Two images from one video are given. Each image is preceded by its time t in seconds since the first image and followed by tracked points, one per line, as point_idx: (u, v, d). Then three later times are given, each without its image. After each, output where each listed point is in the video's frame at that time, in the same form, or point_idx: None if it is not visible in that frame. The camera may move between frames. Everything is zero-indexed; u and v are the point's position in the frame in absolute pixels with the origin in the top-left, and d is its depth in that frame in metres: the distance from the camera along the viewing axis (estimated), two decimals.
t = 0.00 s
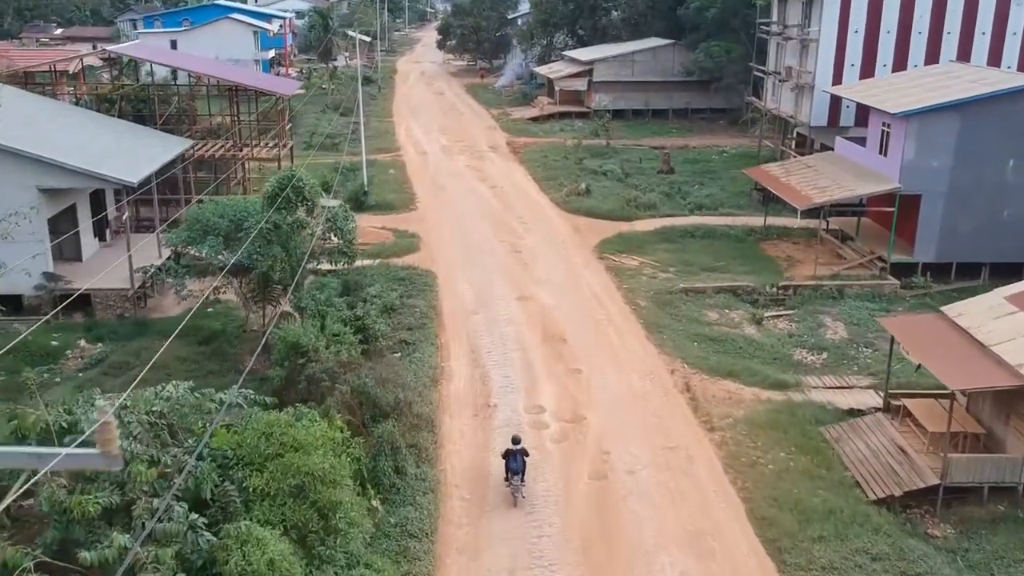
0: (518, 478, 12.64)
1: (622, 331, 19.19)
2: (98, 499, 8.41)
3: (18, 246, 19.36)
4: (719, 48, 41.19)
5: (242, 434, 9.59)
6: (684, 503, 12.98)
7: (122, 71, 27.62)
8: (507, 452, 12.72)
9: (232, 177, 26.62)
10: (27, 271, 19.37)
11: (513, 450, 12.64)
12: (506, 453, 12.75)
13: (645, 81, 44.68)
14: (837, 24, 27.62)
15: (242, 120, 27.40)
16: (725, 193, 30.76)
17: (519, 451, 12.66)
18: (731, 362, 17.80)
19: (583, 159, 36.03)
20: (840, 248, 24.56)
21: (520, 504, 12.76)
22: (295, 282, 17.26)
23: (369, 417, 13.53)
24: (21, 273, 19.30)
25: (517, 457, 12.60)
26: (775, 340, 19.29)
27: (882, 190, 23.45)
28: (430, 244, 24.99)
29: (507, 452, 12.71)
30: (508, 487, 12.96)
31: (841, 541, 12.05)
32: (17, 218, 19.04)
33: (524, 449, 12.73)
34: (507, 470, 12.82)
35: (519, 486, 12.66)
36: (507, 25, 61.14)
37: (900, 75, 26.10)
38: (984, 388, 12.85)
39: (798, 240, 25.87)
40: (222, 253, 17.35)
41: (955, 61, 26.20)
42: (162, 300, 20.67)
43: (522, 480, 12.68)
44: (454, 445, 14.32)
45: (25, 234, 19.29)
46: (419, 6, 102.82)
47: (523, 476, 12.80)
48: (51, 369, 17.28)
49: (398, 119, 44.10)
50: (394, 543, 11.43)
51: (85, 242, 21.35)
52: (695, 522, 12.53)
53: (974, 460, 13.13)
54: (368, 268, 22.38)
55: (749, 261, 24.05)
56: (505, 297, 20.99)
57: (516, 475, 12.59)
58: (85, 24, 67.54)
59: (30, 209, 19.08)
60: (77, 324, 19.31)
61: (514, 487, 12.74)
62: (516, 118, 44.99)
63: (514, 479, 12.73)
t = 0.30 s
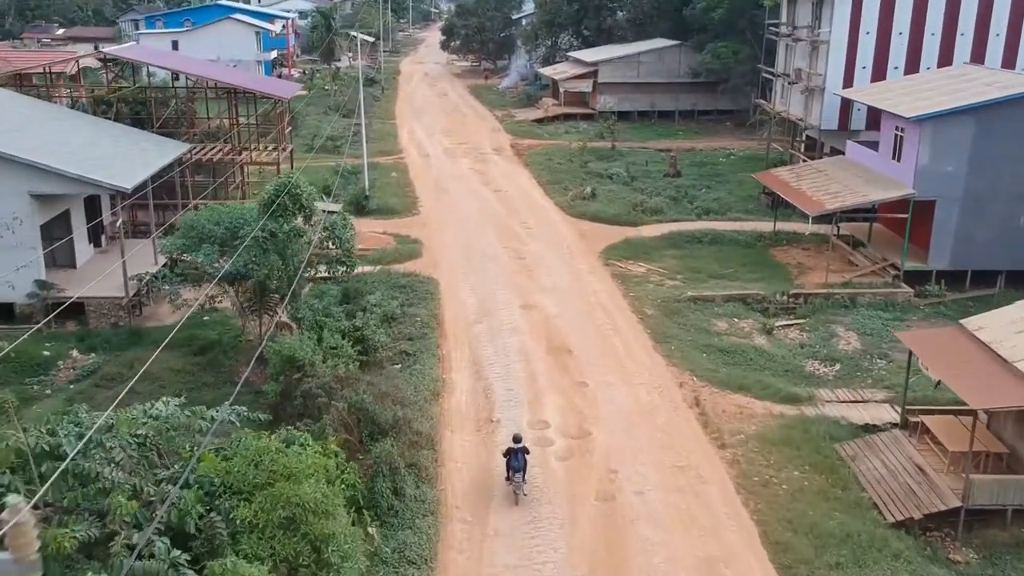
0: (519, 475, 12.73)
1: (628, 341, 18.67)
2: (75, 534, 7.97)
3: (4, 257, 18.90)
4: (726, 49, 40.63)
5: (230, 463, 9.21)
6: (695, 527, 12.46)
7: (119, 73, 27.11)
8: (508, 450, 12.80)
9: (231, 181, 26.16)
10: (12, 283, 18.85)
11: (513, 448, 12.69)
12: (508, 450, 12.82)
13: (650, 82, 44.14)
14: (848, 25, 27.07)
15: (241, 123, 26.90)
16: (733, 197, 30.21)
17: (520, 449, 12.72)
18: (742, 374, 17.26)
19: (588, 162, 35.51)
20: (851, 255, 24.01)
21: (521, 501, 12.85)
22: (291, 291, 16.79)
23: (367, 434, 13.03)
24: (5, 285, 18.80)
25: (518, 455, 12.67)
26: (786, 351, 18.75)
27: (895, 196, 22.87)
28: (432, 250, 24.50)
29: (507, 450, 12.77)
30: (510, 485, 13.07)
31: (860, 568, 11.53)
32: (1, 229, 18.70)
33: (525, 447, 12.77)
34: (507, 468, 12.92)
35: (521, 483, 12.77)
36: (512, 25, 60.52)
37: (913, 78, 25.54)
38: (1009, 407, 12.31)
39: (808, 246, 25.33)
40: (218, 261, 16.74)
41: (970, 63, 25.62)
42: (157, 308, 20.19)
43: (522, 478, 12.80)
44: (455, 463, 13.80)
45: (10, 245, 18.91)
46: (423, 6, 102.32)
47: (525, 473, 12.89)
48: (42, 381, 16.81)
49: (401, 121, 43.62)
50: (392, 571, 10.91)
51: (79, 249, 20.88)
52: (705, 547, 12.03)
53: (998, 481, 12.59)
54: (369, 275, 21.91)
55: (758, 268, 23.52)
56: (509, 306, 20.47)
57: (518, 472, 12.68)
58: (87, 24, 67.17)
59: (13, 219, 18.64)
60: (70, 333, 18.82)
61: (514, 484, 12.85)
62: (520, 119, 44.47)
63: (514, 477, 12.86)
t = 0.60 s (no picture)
0: (519, 476, 12.77)
1: (634, 352, 18.14)
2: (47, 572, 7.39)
3: None
4: (732, 49, 40.09)
5: (215, 493, 8.74)
6: (705, 552, 11.93)
7: (114, 75, 26.63)
8: (509, 450, 12.84)
9: (228, 185, 25.68)
10: None
11: (514, 449, 12.74)
12: (509, 450, 12.86)
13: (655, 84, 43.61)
14: (858, 26, 26.52)
15: (239, 127, 26.41)
16: (740, 202, 29.66)
17: (521, 450, 12.76)
18: (751, 387, 16.72)
19: (592, 164, 34.99)
20: (862, 262, 23.46)
21: (521, 502, 12.86)
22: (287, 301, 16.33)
23: (363, 453, 12.62)
24: None
25: (519, 455, 12.71)
26: (797, 362, 18.22)
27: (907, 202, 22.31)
28: (433, 256, 23.98)
29: (508, 450, 12.82)
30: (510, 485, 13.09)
31: None
32: None
33: (526, 448, 12.81)
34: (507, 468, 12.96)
35: (521, 484, 12.80)
36: (514, 26, 59.88)
37: (925, 80, 24.99)
38: None
39: (818, 253, 24.78)
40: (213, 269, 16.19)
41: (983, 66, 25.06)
42: (150, 317, 19.70)
43: (523, 479, 12.83)
44: (455, 483, 13.28)
45: None
46: (425, 6, 101.95)
47: (525, 474, 12.92)
48: (31, 394, 16.28)
49: (403, 123, 43.14)
50: None
51: (72, 255, 20.42)
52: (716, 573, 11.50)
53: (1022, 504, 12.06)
54: (368, 283, 21.41)
55: (767, 275, 22.98)
56: (511, 314, 19.94)
57: (518, 473, 12.71)
58: (88, 25, 66.72)
59: None
60: (61, 343, 18.30)
61: (514, 485, 12.86)
62: (523, 121, 43.95)
63: (515, 477, 12.88)
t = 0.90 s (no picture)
0: (519, 475, 12.80)
1: (639, 365, 17.60)
2: None
3: None
4: (737, 52, 39.56)
5: (196, 529, 8.24)
6: None
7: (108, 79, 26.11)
8: (508, 449, 12.85)
9: (224, 191, 25.18)
10: None
11: (514, 448, 12.75)
12: (509, 449, 12.88)
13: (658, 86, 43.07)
14: (867, 29, 25.98)
15: (235, 131, 25.91)
16: (746, 207, 29.10)
17: (520, 449, 12.77)
18: (761, 402, 16.17)
19: (595, 169, 34.44)
20: (871, 270, 22.91)
21: (521, 500, 12.90)
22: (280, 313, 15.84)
23: (357, 475, 12.10)
24: None
25: (519, 454, 12.72)
26: (806, 375, 17.67)
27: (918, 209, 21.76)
28: (433, 264, 23.45)
29: (507, 449, 12.83)
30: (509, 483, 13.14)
31: None
32: None
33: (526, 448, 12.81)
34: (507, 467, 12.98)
35: (520, 482, 12.84)
36: (516, 28, 59.00)
37: (936, 84, 24.45)
38: None
39: (826, 260, 24.24)
40: (206, 278, 15.54)
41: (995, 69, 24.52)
42: (142, 327, 19.19)
43: (523, 477, 12.86)
44: (454, 505, 12.74)
45: None
46: (427, 7, 101.48)
47: (525, 472, 12.94)
48: (17, 409, 15.74)
49: (404, 125, 42.62)
50: None
51: (63, 263, 19.92)
52: None
53: None
54: (366, 292, 20.90)
55: (775, 283, 22.43)
56: (513, 325, 19.40)
57: (518, 472, 12.74)
58: (87, 26, 66.13)
59: None
60: (49, 354, 17.77)
61: (514, 483, 12.92)
62: (525, 124, 43.40)
63: (514, 476, 12.90)
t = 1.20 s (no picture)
0: (518, 474, 12.88)
1: (645, 378, 17.06)
2: None
3: None
4: (742, 54, 38.88)
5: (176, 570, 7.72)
6: None
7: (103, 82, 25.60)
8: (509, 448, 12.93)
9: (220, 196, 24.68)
10: None
11: (514, 446, 12.82)
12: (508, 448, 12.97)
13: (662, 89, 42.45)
14: (876, 31, 25.45)
15: (231, 136, 25.36)
16: (752, 212, 28.56)
17: (520, 448, 12.84)
18: (771, 418, 15.63)
19: (598, 173, 33.92)
20: (882, 279, 22.37)
21: (521, 499, 12.99)
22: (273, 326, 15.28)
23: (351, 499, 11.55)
24: None
25: (518, 453, 12.79)
26: (817, 388, 17.12)
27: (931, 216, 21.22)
28: (433, 271, 22.93)
29: (508, 448, 12.91)
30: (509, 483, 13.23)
31: None
32: None
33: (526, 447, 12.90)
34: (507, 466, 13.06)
35: (520, 481, 12.91)
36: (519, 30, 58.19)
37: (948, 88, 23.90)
38: None
39: (835, 268, 23.72)
40: (198, 288, 15.20)
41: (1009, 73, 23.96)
42: (134, 338, 18.69)
43: (522, 476, 12.94)
44: (452, 530, 12.20)
45: None
46: (429, 9, 101.09)
47: (524, 472, 13.02)
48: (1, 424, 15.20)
49: (404, 129, 42.13)
50: None
51: (53, 272, 19.43)
52: None
53: None
54: (364, 301, 20.39)
55: (782, 292, 21.89)
56: (514, 336, 18.87)
57: (517, 471, 12.82)
58: (87, 28, 65.75)
59: None
60: (38, 367, 17.25)
61: (514, 482, 12.99)
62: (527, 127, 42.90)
63: (515, 476, 12.97)
